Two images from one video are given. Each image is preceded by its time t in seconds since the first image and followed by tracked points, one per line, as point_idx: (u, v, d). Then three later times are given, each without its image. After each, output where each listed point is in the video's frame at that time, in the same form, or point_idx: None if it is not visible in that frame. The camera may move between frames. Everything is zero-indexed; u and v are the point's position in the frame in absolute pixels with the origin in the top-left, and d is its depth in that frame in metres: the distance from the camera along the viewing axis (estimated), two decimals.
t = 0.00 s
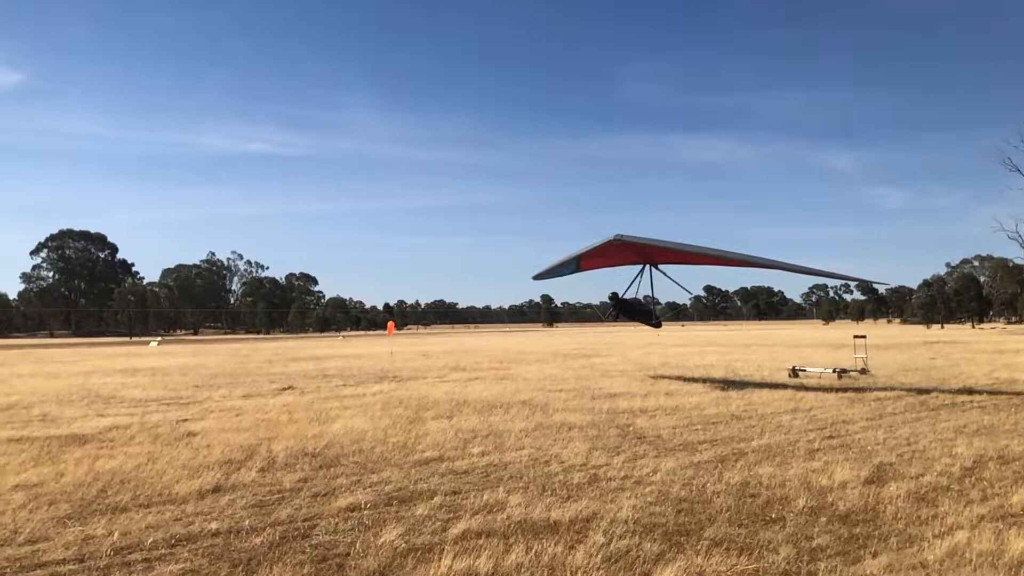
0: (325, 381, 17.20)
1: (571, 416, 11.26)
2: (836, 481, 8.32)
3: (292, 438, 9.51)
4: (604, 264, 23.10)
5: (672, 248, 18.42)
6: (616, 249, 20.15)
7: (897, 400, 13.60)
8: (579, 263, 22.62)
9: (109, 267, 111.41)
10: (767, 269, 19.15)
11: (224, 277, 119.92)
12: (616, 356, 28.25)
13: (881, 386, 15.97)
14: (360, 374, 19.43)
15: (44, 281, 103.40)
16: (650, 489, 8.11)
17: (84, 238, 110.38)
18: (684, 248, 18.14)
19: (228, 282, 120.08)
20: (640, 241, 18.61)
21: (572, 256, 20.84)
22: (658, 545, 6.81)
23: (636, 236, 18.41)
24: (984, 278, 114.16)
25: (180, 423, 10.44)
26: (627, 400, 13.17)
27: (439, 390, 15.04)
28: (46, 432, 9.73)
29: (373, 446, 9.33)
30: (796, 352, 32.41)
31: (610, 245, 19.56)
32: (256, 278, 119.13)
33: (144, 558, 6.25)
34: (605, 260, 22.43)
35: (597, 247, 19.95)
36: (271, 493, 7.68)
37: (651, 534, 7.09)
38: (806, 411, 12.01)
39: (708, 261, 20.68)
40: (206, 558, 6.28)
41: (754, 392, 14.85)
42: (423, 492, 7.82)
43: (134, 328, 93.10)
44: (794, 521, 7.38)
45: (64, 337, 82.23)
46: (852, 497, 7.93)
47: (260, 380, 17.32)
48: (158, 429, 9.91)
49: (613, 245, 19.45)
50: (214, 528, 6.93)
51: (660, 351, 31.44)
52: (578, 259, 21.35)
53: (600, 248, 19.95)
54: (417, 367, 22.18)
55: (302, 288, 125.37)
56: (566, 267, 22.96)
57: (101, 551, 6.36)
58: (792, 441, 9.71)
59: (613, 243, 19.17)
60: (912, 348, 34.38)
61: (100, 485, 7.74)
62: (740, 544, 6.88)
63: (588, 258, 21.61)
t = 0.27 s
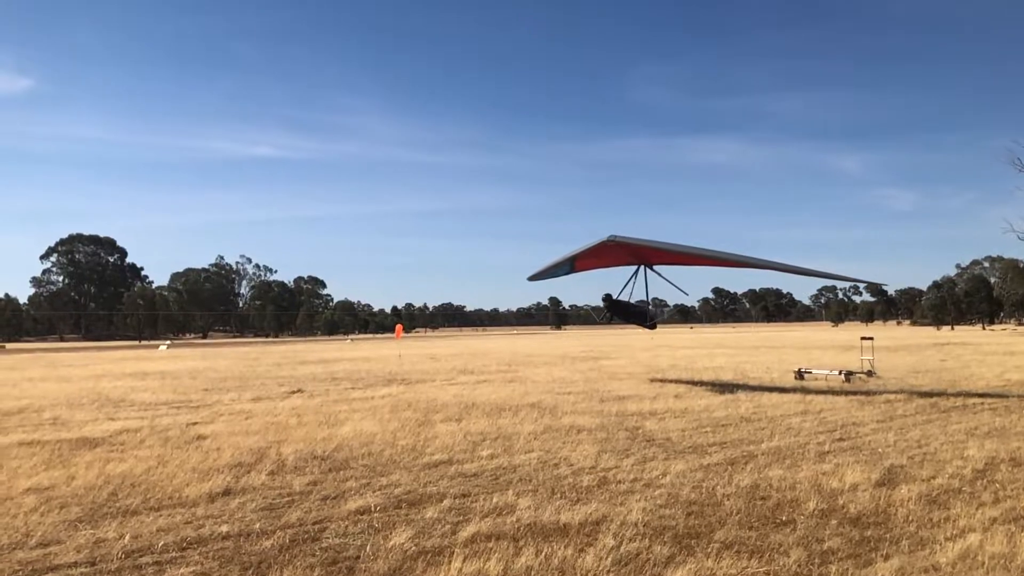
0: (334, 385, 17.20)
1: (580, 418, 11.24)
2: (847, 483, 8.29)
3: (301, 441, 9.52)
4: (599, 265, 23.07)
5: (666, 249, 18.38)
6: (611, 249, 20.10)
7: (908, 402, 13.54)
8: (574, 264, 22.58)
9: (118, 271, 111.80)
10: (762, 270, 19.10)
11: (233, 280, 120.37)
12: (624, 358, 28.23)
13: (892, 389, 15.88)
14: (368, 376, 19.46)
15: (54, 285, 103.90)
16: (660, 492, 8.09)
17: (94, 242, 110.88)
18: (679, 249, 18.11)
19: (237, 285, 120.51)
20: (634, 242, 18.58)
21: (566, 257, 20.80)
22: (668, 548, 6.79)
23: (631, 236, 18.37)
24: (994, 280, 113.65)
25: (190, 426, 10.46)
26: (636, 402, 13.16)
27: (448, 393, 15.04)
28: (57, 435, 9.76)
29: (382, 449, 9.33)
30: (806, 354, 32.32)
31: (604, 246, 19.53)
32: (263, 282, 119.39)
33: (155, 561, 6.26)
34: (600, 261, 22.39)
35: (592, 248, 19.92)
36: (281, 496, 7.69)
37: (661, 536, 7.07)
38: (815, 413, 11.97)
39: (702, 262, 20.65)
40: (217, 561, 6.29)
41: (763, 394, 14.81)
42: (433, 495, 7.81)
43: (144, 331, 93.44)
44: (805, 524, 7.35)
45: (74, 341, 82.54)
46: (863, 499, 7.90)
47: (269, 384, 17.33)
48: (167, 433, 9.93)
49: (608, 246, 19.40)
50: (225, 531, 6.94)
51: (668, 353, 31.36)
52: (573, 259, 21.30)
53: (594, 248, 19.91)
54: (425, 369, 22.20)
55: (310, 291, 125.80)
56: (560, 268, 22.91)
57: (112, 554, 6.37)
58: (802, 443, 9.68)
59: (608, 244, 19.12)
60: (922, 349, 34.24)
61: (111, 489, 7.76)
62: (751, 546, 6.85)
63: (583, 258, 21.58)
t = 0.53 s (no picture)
0: (342, 387, 17.19)
1: (589, 421, 11.21)
2: (857, 486, 8.25)
3: (311, 444, 9.53)
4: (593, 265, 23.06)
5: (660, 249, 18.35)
6: (604, 250, 20.05)
7: (918, 404, 13.47)
8: (569, 264, 22.53)
9: (128, 274, 112.24)
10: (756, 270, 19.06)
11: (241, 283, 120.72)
12: (632, 360, 28.17)
13: (902, 391, 15.80)
14: (377, 379, 19.47)
15: (64, 289, 104.39)
16: (669, 494, 8.06)
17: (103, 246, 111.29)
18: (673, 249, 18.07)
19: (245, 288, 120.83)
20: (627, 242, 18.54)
21: (560, 257, 20.77)
22: (678, 551, 6.77)
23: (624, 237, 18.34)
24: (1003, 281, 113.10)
25: (199, 429, 10.48)
26: (645, 405, 13.12)
27: (456, 395, 15.04)
28: (67, 438, 9.80)
29: (391, 452, 9.32)
30: (815, 356, 32.20)
31: (597, 246, 19.50)
32: (270, 285, 119.62)
33: (165, 564, 6.26)
34: (594, 261, 22.36)
35: (585, 249, 19.88)
36: (290, 499, 7.69)
37: (671, 539, 7.04)
38: (825, 415, 11.91)
39: (696, 262, 20.62)
40: (227, 564, 6.29)
41: (772, 396, 14.75)
42: (442, 498, 7.80)
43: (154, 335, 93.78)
44: (816, 526, 7.32)
45: (83, 344, 82.92)
46: (874, 502, 7.85)
47: (277, 386, 17.34)
48: (177, 435, 9.95)
49: (601, 247, 19.37)
50: (235, 534, 6.94)
51: (676, 356, 31.27)
52: (567, 260, 21.28)
53: (588, 248, 19.87)
54: (434, 372, 22.21)
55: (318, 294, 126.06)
56: (555, 268, 22.87)
57: (123, 557, 6.38)
58: (812, 445, 9.63)
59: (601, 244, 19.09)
60: (933, 351, 34.09)
61: (121, 491, 7.77)
62: (762, 549, 6.82)
63: (577, 258, 21.55)
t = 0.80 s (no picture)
0: (350, 390, 17.19)
1: (598, 423, 11.20)
2: (869, 487, 8.21)
3: (320, 446, 9.53)
4: (588, 266, 23.00)
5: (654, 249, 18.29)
6: (597, 250, 19.99)
7: (929, 406, 13.41)
8: (563, 265, 22.48)
9: (137, 277, 112.67)
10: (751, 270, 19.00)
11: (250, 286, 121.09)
12: (641, 362, 28.14)
13: (913, 392, 15.70)
14: (385, 381, 19.49)
15: (74, 292, 104.87)
16: (679, 497, 8.04)
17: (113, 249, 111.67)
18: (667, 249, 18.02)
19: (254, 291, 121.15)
20: (621, 243, 18.48)
21: (554, 257, 20.71)
22: (689, 553, 6.74)
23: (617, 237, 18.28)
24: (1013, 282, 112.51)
25: (209, 431, 10.50)
26: (654, 407, 13.09)
27: (464, 397, 15.04)
28: (77, 441, 9.83)
29: (400, 454, 9.33)
30: (824, 357, 32.08)
31: (590, 246, 19.45)
32: (277, 288, 119.83)
33: (176, 566, 6.27)
34: (587, 262, 22.30)
35: (579, 249, 19.82)
36: (300, 501, 7.69)
37: (681, 541, 7.02)
38: (835, 417, 11.86)
39: (690, 262, 20.56)
40: (238, 566, 6.30)
41: (781, 398, 14.71)
42: (451, 500, 7.80)
43: (165, 338, 94.14)
44: (826, 528, 7.28)
45: (93, 347, 83.25)
46: (886, 504, 7.81)
47: (286, 389, 17.36)
48: (187, 438, 9.96)
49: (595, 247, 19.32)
50: (245, 536, 6.94)
51: (685, 357, 31.15)
52: (561, 260, 21.22)
53: (580, 249, 19.81)
54: (442, 374, 22.21)
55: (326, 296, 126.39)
56: (549, 269, 22.81)
57: (134, 559, 6.39)
58: (822, 447, 9.59)
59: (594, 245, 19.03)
60: (943, 352, 33.93)
61: (131, 494, 7.78)
62: (772, 551, 6.78)
63: (571, 259, 21.50)
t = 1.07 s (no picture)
0: (360, 391, 17.22)
1: (608, 424, 11.19)
2: (881, 489, 8.17)
3: (330, 447, 9.54)
4: (581, 266, 22.97)
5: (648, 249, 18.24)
6: (591, 250, 19.95)
7: (941, 407, 13.33)
8: (557, 264, 22.44)
9: (148, 279, 113.23)
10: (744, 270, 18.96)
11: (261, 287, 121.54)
12: (651, 363, 28.11)
13: (925, 393, 15.63)
14: (395, 383, 19.51)
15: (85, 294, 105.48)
16: (690, 498, 8.02)
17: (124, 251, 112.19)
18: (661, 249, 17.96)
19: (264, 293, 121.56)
20: (614, 242, 18.43)
21: (548, 258, 20.67)
22: (700, 554, 6.72)
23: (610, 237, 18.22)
24: None
25: (220, 433, 10.53)
26: (664, 408, 13.06)
27: (474, 399, 15.05)
28: (89, 442, 9.88)
29: (410, 455, 9.33)
30: (835, 358, 31.96)
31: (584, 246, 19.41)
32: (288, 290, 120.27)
33: (188, 567, 6.28)
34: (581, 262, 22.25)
35: (572, 249, 19.78)
36: (311, 502, 7.71)
37: (692, 543, 7.00)
38: (847, 418, 11.80)
39: (683, 262, 20.53)
40: (250, 567, 6.31)
41: (792, 399, 14.66)
42: (461, 501, 7.80)
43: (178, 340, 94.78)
44: (839, 530, 7.24)
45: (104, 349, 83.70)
46: (898, 506, 7.77)
47: (296, 390, 17.40)
48: (198, 439, 9.99)
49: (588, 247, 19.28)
50: (256, 537, 6.96)
51: (694, 358, 31.06)
52: (555, 260, 21.19)
53: (574, 249, 19.78)
54: (451, 375, 22.23)
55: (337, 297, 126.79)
56: (543, 269, 22.78)
57: (146, 560, 6.41)
58: (834, 448, 9.55)
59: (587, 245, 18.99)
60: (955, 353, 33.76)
61: (143, 495, 7.81)
62: (784, 553, 6.75)
63: (565, 259, 21.46)
